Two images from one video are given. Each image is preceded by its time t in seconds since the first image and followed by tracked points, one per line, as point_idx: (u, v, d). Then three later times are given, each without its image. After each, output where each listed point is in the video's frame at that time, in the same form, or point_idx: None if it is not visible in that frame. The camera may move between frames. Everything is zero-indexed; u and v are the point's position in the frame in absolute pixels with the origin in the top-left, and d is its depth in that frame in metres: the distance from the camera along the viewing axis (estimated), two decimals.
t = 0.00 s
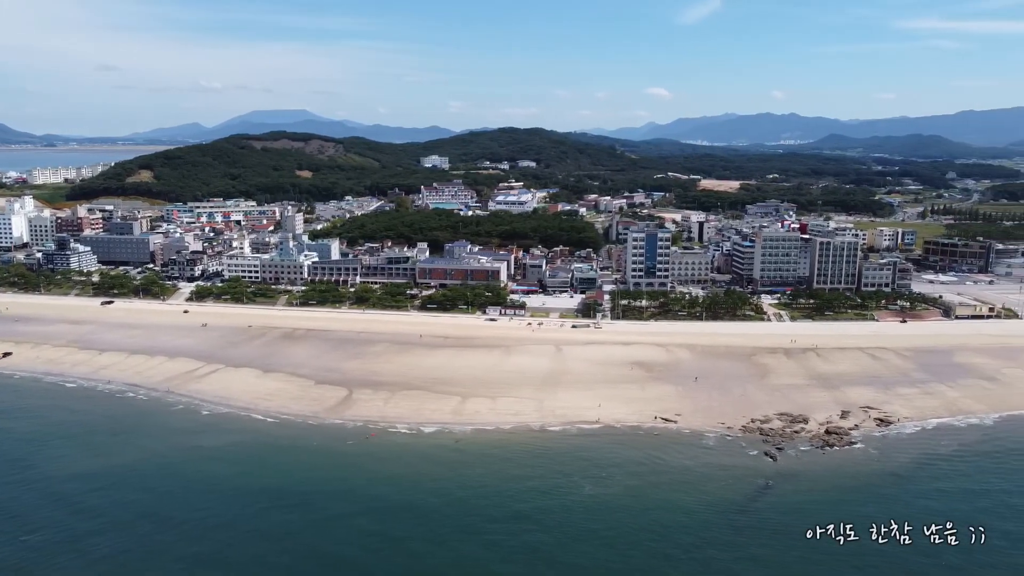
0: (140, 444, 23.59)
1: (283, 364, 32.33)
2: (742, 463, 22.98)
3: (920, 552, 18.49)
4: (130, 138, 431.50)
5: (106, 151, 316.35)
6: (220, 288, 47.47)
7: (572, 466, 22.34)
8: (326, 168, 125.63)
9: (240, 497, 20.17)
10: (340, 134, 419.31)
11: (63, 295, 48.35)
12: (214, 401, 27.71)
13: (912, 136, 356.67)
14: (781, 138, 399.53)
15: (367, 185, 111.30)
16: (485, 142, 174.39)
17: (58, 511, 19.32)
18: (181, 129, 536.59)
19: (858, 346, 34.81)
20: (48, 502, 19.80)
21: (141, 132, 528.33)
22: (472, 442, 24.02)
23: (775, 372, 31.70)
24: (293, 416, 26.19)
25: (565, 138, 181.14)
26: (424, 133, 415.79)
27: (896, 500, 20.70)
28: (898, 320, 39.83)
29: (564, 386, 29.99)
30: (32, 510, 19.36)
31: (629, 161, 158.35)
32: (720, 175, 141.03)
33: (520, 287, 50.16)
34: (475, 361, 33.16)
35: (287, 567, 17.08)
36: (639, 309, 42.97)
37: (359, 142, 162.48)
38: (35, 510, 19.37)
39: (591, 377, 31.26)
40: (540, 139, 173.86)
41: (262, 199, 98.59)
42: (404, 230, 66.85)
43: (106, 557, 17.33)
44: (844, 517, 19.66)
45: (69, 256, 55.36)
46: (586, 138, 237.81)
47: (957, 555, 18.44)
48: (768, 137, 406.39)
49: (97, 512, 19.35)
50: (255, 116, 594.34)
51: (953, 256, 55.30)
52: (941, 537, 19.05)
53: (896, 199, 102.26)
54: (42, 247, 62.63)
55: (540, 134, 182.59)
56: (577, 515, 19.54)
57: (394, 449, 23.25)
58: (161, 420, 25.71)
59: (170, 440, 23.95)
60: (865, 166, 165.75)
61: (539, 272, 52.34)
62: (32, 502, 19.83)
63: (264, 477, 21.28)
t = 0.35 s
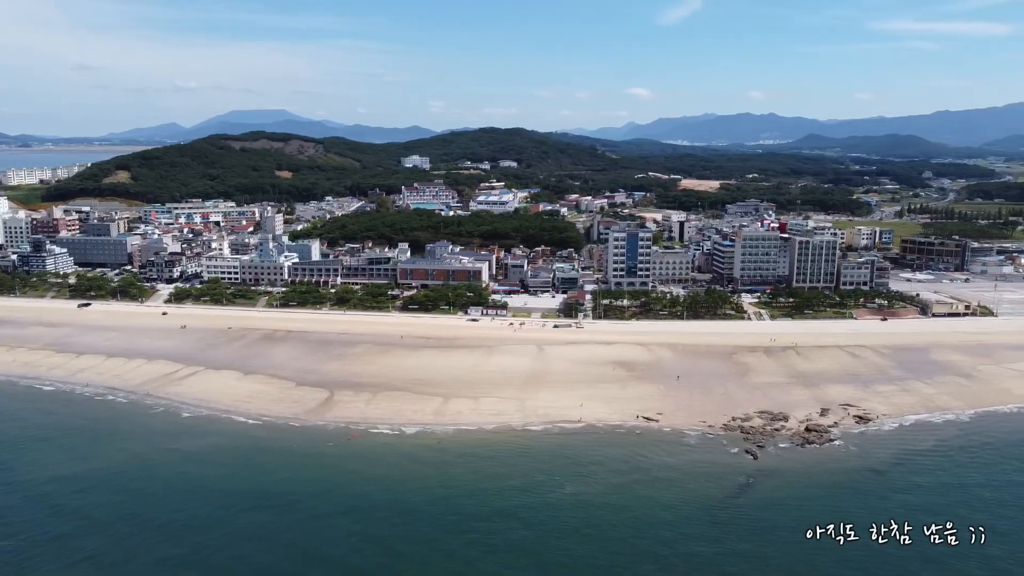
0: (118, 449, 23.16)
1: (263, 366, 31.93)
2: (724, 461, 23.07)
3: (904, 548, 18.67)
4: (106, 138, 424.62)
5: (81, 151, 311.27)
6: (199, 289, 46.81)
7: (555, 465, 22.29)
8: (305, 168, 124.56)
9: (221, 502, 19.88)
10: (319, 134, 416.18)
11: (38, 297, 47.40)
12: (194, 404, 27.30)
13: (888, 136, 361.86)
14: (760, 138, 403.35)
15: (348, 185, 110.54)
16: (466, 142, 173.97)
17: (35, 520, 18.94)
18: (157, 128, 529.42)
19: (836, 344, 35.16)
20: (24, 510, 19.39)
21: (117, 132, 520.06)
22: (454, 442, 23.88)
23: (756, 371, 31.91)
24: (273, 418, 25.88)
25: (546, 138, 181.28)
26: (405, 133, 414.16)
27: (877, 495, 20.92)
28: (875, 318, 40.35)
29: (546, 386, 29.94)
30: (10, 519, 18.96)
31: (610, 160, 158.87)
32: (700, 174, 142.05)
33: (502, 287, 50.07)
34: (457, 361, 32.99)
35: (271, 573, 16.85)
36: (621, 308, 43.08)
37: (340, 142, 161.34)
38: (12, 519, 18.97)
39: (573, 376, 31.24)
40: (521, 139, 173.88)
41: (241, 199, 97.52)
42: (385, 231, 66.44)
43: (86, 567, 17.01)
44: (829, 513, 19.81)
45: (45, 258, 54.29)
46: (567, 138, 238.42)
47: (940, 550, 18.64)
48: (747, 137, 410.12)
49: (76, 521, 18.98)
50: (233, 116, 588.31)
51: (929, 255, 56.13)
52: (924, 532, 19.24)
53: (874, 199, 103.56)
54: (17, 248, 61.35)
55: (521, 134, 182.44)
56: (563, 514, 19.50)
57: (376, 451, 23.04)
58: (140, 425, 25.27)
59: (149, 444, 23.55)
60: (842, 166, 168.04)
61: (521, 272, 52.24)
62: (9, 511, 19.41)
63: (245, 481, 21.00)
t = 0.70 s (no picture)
0: (94, 453, 22.70)
1: (243, 368, 31.50)
2: (707, 459, 23.12)
3: (887, 543, 18.82)
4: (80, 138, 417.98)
5: (55, 151, 305.97)
6: (178, 291, 46.12)
7: (540, 465, 22.20)
8: (285, 168, 123.38)
9: (202, 507, 19.49)
10: (299, 133, 412.87)
11: (13, 299, 46.41)
12: (173, 406, 26.86)
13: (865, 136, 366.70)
14: (740, 138, 406.88)
15: (328, 185, 109.68)
16: (448, 142, 173.45)
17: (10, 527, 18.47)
18: (133, 129, 522.05)
19: (816, 342, 35.49)
20: None
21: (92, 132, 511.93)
22: (437, 443, 23.72)
23: (737, 369, 32.09)
24: (254, 420, 25.52)
25: (527, 138, 181.30)
26: (386, 133, 412.35)
27: (860, 492, 21.06)
28: (854, 316, 40.80)
29: (528, 386, 29.87)
30: None
31: (592, 160, 159.43)
32: (681, 174, 142.85)
33: (484, 287, 49.93)
34: (439, 362, 32.79)
35: None
36: (603, 308, 43.15)
37: (320, 142, 160.03)
38: None
39: (555, 376, 31.19)
40: (503, 139, 173.76)
41: (221, 200, 96.40)
42: (366, 231, 65.98)
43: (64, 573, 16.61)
44: (814, 510, 19.88)
45: (20, 260, 53.21)
46: (548, 137, 238.79)
47: (921, 544, 18.82)
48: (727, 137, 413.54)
49: (52, 527, 18.52)
50: (211, 116, 582.50)
51: (906, 254, 56.93)
52: (905, 527, 19.43)
53: (853, 198, 104.91)
54: None
55: (502, 134, 182.35)
56: (550, 514, 19.39)
57: (358, 453, 22.77)
58: (118, 428, 24.78)
59: (127, 448, 23.11)
60: (821, 165, 170.09)
61: (503, 272, 52.14)
62: None
63: (226, 484, 20.65)
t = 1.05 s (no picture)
0: (72, 457, 22.25)
1: (223, 370, 31.03)
2: (689, 458, 23.18)
3: (879, 540, 18.84)
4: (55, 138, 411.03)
5: (29, 151, 300.49)
6: (157, 293, 45.40)
7: (524, 465, 22.09)
8: (265, 168, 122.16)
9: (183, 510, 19.13)
10: (279, 134, 409.41)
11: None
12: (152, 409, 26.38)
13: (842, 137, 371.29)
14: (720, 138, 410.17)
15: (309, 185, 108.74)
16: (429, 142, 172.85)
17: None
18: (109, 129, 514.32)
19: (796, 341, 35.79)
20: None
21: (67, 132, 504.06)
22: (419, 443, 23.51)
23: (718, 368, 32.27)
24: (235, 422, 25.14)
25: (509, 138, 181.24)
26: (366, 134, 410.27)
27: (844, 488, 21.19)
28: (832, 315, 41.21)
29: (511, 386, 29.78)
30: None
31: (574, 160, 159.82)
32: (662, 174, 143.49)
33: (466, 287, 49.77)
34: (422, 363, 32.58)
35: None
36: (585, 308, 43.20)
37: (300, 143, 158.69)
38: None
39: (537, 376, 31.13)
40: (484, 139, 173.59)
41: (199, 201, 95.22)
42: (347, 232, 65.47)
43: None
44: (799, 507, 19.97)
45: None
46: (529, 138, 239.03)
47: (913, 541, 18.89)
48: (707, 137, 416.67)
49: (28, 534, 18.07)
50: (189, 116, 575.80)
51: (885, 252, 57.59)
52: (897, 523, 19.49)
53: (832, 198, 106.20)
54: None
55: (483, 134, 182.09)
56: (536, 513, 19.28)
57: (341, 454, 22.50)
58: (96, 432, 24.28)
59: (104, 452, 22.64)
60: (800, 165, 171.99)
61: (485, 272, 52.00)
62: None
63: (207, 487, 20.30)
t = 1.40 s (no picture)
0: (48, 461, 21.75)
1: (203, 372, 30.58)
2: (672, 456, 23.22)
3: (879, 540, 18.79)
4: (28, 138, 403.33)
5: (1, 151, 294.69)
6: (135, 294, 44.66)
7: (508, 464, 21.98)
8: (244, 168, 120.91)
9: (164, 513, 18.78)
10: (259, 134, 405.53)
11: None
12: (131, 412, 25.91)
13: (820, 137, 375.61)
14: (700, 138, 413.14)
15: (289, 185, 107.75)
16: (410, 142, 172.08)
17: None
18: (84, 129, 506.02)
19: (777, 339, 36.08)
20: None
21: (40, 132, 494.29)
22: (402, 444, 23.30)
23: (699, 367, 32.43)
24: (216, 424, 24.76)
25: (490, 138, 181.08)
26: (347, 134, 407.73)
27: (828, 484, 21.32)
28: (811, 313, 41.60)
29: (492, 386, 29.67)
30: None
31: (555, 159, 159.99)
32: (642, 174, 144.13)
33: (448, 287, 49.56)
34: (404, 363, 32.33)
35: None
36: (567, 307, 43.22)
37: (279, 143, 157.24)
38: None
39: (519, 376, 31.05)
40: (465, 139, 173.27)
41: (178, 201, 93.97)
42: (328, 232, 64.90)
43: None
44: (784, 503, 20.04)
45: None
46: (509, 138, 239.12)
47: (913, 542, 18.83)
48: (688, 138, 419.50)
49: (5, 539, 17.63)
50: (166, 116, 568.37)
51: (863, 251, 58.30)
52: (897, 523, 19.43)
53: (812, 197, 107.34)
54: None
55: (464, 134, 181.66)
56: (523, 511, 19.17)
57: (324, 455, 22.24)
58: (74, 435, 23.79)
59: (82, 455, 22.18)
60: (779, 164, 173.79)
61: (467, 272, 51.81)
62: None
63: (188, 489, 19.96)
